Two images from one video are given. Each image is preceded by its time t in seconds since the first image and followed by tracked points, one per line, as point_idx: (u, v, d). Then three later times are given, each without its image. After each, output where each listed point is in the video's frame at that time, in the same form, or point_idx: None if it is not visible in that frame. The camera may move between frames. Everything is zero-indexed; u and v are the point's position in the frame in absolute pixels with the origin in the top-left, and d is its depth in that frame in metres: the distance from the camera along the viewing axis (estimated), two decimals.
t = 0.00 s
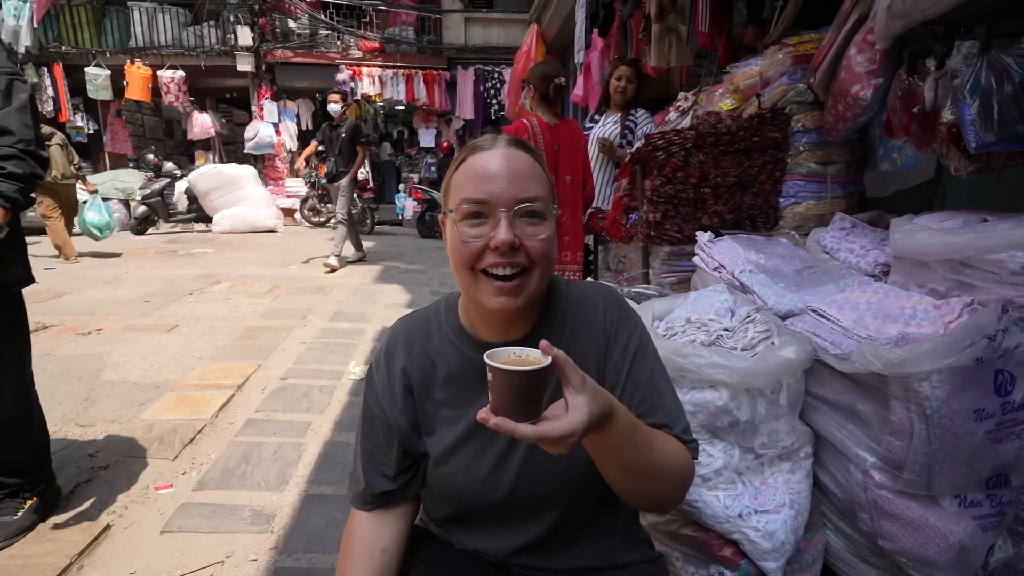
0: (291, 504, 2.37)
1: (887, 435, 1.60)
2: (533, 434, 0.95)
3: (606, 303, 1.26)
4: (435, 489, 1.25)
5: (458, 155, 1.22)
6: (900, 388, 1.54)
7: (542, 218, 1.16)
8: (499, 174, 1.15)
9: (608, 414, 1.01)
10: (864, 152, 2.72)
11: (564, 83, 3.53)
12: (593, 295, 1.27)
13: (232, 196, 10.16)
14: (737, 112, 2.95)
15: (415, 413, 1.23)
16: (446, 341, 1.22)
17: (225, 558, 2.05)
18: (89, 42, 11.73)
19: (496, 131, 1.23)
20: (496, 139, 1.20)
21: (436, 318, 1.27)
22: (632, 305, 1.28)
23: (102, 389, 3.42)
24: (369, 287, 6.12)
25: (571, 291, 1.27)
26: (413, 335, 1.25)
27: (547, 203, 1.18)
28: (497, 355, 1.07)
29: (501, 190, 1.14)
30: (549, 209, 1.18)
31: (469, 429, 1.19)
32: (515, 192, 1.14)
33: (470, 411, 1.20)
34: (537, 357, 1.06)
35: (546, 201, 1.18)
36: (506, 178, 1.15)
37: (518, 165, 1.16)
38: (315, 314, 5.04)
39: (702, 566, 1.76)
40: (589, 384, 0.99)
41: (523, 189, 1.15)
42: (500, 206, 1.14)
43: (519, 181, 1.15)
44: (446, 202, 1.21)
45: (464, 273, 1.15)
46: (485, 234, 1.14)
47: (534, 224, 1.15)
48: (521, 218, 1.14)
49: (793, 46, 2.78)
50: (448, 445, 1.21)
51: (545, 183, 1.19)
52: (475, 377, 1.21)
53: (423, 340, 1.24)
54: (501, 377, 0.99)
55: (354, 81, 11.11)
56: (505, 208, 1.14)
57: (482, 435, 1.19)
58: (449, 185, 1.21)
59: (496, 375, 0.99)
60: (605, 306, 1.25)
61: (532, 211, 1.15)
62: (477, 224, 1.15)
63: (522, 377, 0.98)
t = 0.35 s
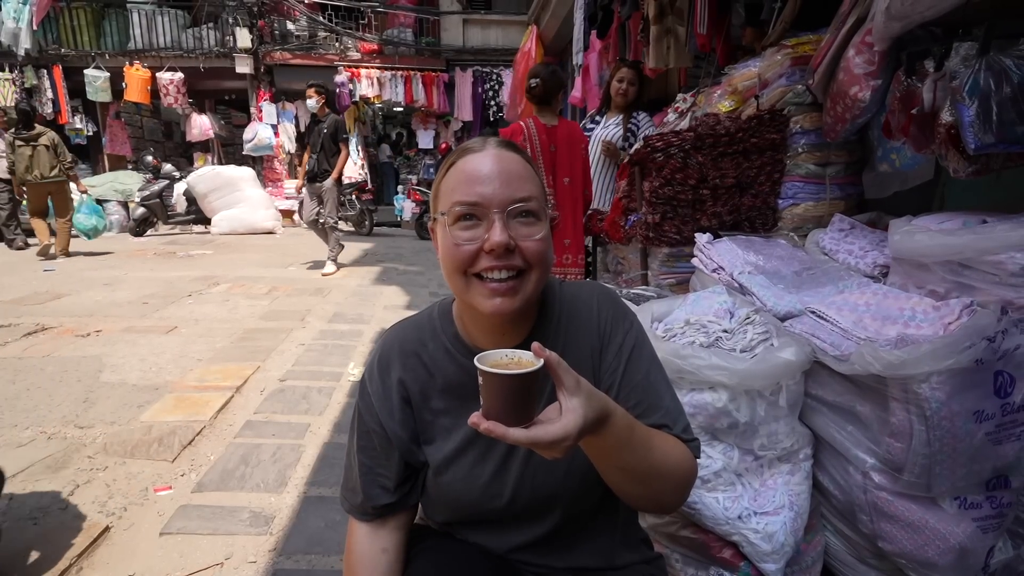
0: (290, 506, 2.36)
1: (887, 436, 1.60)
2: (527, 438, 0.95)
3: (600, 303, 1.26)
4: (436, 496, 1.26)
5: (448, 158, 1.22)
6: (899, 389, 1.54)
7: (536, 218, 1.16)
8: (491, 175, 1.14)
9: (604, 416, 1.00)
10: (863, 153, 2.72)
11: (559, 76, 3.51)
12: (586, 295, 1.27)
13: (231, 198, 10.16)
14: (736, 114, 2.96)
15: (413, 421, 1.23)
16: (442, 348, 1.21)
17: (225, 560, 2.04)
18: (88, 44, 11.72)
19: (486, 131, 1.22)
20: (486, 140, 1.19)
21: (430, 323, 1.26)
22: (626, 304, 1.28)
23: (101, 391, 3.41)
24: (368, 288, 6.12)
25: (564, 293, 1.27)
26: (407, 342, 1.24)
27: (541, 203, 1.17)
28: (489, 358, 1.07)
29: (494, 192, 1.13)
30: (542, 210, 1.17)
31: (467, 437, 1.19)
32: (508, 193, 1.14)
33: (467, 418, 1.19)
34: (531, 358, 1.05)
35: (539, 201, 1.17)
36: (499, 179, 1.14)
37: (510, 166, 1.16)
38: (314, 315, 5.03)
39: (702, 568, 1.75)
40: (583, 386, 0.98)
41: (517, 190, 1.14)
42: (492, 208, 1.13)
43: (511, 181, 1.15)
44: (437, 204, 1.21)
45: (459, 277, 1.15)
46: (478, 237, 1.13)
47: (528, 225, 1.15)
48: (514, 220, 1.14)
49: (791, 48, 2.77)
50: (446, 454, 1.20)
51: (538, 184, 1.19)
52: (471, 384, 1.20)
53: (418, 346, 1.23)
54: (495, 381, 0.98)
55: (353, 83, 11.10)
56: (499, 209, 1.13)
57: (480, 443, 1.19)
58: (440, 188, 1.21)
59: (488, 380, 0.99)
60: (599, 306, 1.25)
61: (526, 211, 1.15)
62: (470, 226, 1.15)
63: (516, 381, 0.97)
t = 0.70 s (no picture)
0: (291, 508, 2.35)
1: (889, 439, 1.59)
2: (528, 454, 0.94)
3: (598, 311, 1.25)
4: (434, 506, 1.26)
5: (439, 166, 1.21)
6: (902, 392, 1.53)
7: (528, 229, 1.16)
8: (482, 186, 1.14)
9: (605, 429, 1.00)
10: (865, 155, 2.71)
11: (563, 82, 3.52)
12: (585, 303, 1.27)
13: (232, 200, 10.17)
14: (737, 116, 2.95)
15: (407, 433, 1.22)
16: (436, 359, 1.20)
17: (226, 561, 2.04)
18: (90, 47, 11.73)
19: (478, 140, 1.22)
20: (478, 149, 1.19)
21: (424, 332, 1.24)
22: (625, 312, 1.27)
23: (102, 393, 3.41)
24: (369, 289, 6.12)
25: (562, 301, 1.26)
26: (401, 353, 1.22)
27: (533, 213, 1.17)
28: (488, 370, 1.07)
29: (485, 202, 1.13)
30: (535, 220, 1.17)
31: (463, 449, 1.18)
32: (500, 204, 1.13)
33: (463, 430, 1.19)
34: (533, 371, 1.05)
35: (531, 211, 1.17)
36: (490, 189, 1.14)
37: (502, 176, 1.16)
38: (315, 317, 5.03)
39: (703, 570, 1.75)
40: (585, 399, 0.98)
41: (508, 202, 1.14)
42: (484, 219, 1.13)
43: (503, 193, 1.14)
44: (428, 214, 1.20)
45: (450, 288, 1.15)
46: (470, 248, 1.13)
47: (521, 236, 1.15)
48: (506, 231, 1.14)
49: (792, 49, 2.76)
50: (443, 465, 1.20)
51: (530, 193, 1.19)
52: (468, 396, 1.20)
53: (412, 357, 1.22)
54: (495, 396, 0.98)
55: (354, 84, 11.12)
56: (490, 220, 1.13)
57: (476, 455, 1.18)
58: (431, 197, 1.20)
59: (490, 394, 0.98)
60: (597, 314, 1.25)
61: (518, 222, 1.15)
62: (461, 237, 1.15)
63: (516, 395, 0.97)
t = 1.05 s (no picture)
0: (290, 511, 2.36)
1: (887, 442, 1.60)
2: (519, 465, 0.95)
3: (595, 315, 1.26)
4: (432, 514, 1.26)
5: (435, 169, 1.22)
6: (899, 395, 1.54)
7: (523, 233, 1.16)
8: (477, 190, 1.15)
9: (598, 437, 1.00)
10: (863, 159, 2.73)
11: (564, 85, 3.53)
12: (581, 308, 1.28)
13: (231, 202, 10.17)
14: (736, 120, 2.96)
15: (405, 441, 1.23)
16: (434, 364, 1.21)
17: (225, 565, 2.04)
18: (91, 49, 11.76)
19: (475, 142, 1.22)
20: (474, 151, 1.20)
21: (421, 339, 1.25)
22: (622, 317, 1.28)
23: (100, 396, 3.42)
24: (368, 292, 6.14)
25: (557, 308, 1.27)
26: (399, 360, 1.23)
27: (528, 217, 1.18)
28: (480, 380, 1.07)
29: (479, 206, 1.14)
30: (530, 223, 1.18)
31: (460, 457, 1.19)
32: (494, 208, 1.14)
33: (460, 437, 1.19)
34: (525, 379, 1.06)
35: (527, 215, 1.17)
36: (484, 193, 1.15)
37: (497, 180, 1.17)
38: (315, 320, 5.04)
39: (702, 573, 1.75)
40: (577, 408, 0.98)
41: (502, 205, 1.15)
42: (478, 223, 1.14)
43: (497, 196, 1.15)
44: (423, 217, 1.21)
45: (443, 292, 1.16)
46: (463, 252, 1.14)
47: (515, 241, 1.15)
48: (501, 235, 1.14)
49: (791, 54, 2.78)
50: (440, 472, 1.20)
51: (525, 197, 1.19)
52: (465, 403, 1.20)
53: (410, 364, 1.22)
54: (486, 405, 0.98)
55: (355, 87, 11.13)
56: (484, 225, 1.14)
57: (474, 462, 1.19)
58: (427, 200, 1.21)
59: (481, 405, 0.99)
60: (594, 319, 1.26)
61: (512, 226, 1.15)
62: (455, 241, 1.16)
63: (508, 404, 0.97)
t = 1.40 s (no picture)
0: (284, 510, 2.39)
1: (873, 440, 1.65)
2: (497, 407, 1.00)
3: (591, 311, 1.31)
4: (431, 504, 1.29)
5: (444, 181, 1.23)
6: (885, 395, 1.59)
7: (529, 256, 1.19)
8: (486, 213, 1.17)
9: (581, 402, 1.04)
10: (855, 164, 2.78)
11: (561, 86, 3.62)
12: (578, 304, 1.32)
13: (222, 200, 10.18)
14: (730, 124, 3.01)
15: (408, 429, 1.26)
16: (436, 356, 1.25)
17: (219, 564, 2.07)
18: (78, 42, 11.75)
19: (486, 156, 1.22)
20: (484, 168, 1.20)
21: (424, 332, 1.30)
22: (616, 314, 1.33)
23: (91, 395, 3.43)
24: (361, 292, 6.16)
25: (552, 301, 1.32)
26: (403, 351, 1.27)
27: (535, 238, 1.20)
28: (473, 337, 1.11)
29: (488, 230, 1.16)
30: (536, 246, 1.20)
31: (461, 442, 1.22)
32: (501, 233, 1.16)
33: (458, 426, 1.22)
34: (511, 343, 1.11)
35: (533, 237, 1.19)
36: (494, 217, 1.17)
37: (506, 203, 1.18)
38: (307, 320, 5.06)
39: (694, 569, 1.79)
40: (560, 368, 1.03)
41: (511, 230, 1.17)
42: (485, 246, 1.16)
43: (506, 221, 1.17)
44: (432, 230, 1.24)
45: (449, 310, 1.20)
46: (470, 276, 1.17)
47: (521, 265, 1.18)
48: (508, 259, 1.17)
49: (784, 60, 2.86)
50: (442, 458, 1.23)
51: (533, 218, 1.20)
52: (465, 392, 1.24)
53: (414, 355, 1.26)
54: (475, 357, 1.03)
55: (347, 84, 11.19)
56: (492, 249, 1.16)
57: (475, 448, 1.22)
58: (436, 214, 1.23)
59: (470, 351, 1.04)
60: (589, 314, 1.31)
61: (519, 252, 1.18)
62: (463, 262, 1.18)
63: (494, 358, 1.02)
